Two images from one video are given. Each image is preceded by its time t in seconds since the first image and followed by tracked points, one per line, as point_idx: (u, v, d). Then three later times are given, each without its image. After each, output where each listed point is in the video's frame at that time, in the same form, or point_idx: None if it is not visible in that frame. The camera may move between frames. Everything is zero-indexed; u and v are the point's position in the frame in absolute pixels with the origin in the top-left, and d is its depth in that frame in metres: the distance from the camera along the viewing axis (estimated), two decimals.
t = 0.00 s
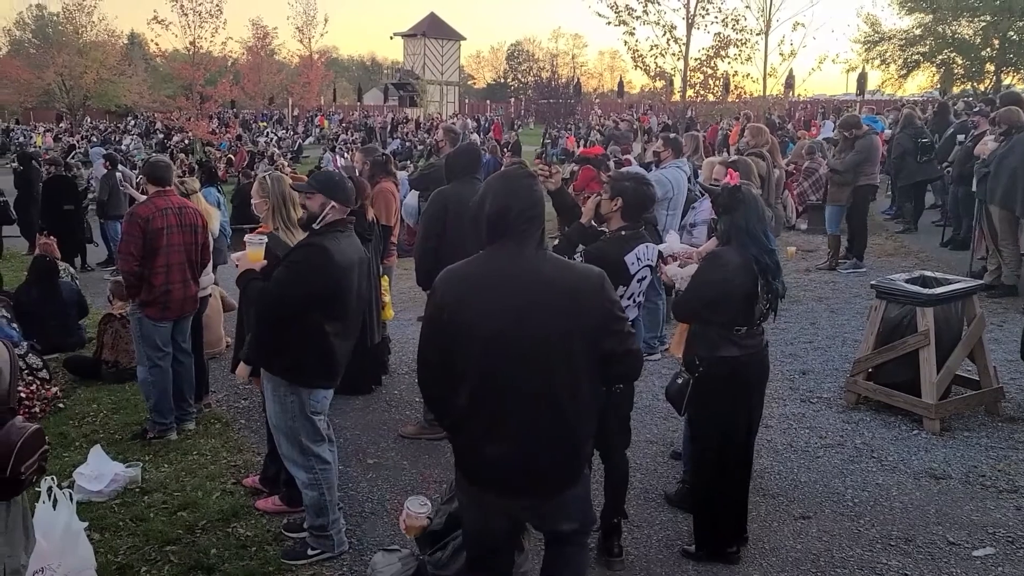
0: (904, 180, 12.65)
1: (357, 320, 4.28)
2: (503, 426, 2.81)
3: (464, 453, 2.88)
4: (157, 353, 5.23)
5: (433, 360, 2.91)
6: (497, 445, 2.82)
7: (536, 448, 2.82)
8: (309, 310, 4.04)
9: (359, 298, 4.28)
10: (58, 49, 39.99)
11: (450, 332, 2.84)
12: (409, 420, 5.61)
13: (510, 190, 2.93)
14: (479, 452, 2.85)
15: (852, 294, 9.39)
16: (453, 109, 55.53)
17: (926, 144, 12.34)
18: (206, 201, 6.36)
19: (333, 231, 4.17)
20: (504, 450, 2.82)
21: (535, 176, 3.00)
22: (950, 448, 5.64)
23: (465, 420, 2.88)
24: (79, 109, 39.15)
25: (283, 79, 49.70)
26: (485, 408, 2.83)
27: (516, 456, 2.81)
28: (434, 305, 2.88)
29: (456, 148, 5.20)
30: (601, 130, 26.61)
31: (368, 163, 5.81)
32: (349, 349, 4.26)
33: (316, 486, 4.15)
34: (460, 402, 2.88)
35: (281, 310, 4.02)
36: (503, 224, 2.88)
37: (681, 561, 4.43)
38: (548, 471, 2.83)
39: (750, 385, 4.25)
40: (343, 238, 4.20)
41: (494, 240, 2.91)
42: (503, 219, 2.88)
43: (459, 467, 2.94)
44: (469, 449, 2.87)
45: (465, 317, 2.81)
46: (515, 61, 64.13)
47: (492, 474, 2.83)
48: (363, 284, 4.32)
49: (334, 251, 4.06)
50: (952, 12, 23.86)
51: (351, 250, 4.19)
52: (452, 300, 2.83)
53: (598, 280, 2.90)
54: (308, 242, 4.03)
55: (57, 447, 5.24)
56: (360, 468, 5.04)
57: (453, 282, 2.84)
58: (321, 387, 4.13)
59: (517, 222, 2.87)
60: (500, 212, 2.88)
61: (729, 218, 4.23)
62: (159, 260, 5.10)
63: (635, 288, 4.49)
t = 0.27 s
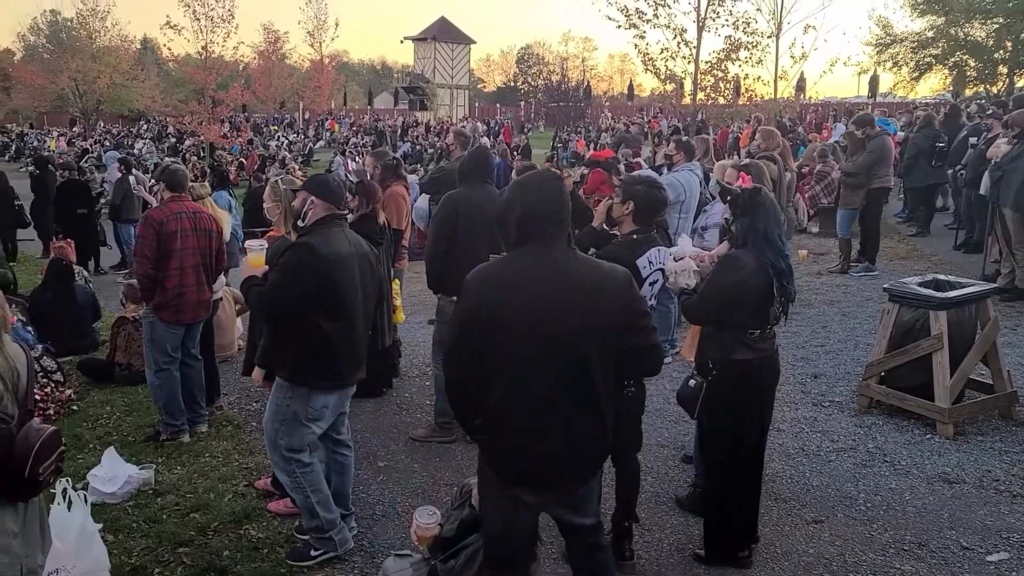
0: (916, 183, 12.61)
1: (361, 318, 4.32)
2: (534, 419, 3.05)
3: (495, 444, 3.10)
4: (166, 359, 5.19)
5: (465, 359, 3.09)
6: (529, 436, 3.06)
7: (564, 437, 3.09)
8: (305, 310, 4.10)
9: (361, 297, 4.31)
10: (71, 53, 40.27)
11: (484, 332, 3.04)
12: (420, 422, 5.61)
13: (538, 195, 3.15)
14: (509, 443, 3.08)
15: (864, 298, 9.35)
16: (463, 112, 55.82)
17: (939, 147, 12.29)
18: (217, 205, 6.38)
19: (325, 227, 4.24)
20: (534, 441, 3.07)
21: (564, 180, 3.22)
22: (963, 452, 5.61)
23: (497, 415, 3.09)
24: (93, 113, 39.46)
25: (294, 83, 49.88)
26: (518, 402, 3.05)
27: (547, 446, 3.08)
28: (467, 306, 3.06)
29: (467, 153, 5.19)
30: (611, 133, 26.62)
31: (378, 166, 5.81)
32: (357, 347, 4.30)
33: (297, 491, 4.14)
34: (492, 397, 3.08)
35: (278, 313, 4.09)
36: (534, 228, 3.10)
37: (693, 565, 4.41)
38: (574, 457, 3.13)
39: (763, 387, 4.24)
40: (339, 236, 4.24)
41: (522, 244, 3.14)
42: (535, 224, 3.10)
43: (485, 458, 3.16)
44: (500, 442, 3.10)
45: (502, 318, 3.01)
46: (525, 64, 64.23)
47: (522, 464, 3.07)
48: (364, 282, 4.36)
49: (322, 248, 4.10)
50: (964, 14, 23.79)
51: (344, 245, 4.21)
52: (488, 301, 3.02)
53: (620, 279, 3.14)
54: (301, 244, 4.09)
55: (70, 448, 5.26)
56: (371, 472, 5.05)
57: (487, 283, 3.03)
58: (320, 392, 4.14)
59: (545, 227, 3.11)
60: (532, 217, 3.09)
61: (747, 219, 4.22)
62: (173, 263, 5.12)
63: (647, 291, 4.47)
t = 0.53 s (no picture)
0: (950, 185, 12.42)
1: (389, 321, 4.41)
2: (622, 419, 3.07)
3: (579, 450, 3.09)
4: (193, 363, 5.25)
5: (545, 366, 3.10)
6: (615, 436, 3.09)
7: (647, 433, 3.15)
8: (325, 314, 4.20)
9: (386, 301, 4.39)
10: (106, 60, 41.02)
11: (571, 333, 3.06)
12: (449, 425, 5.62)
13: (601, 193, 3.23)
14: (595, 447, 3.09)
15: (897, 302, 9.22)
16: (490, 116, 55.95)
17: (974, 149, 12.11)
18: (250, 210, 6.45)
19: (344, 232, 4.33)
20: (614, 444, 3.10)
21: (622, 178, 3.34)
22: (1001, 458, 5.51)
23: (580, 418, 3.10)
24: (127, 118, 40.16)
25: (322, 88, 50.40)
26: (604, 401, 3.08)
27: (632, 444, 3.12)
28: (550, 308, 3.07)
29: (494, 155, 5.17)
30: (639, 136, 26.55)
31: (408, 170, 5.83)
32: (386, 351, 4.38)
33: (325, 498, 4.28)
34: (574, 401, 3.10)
35: (301, 317, 4.21)
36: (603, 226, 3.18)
37: (723, 571, 4.38)
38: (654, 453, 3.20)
39: (797, 390, 4.20)
40: (360, 241, 4.33)
41: (586, 247, 3.20)
42: (606, 220, 3.18)
43: (557, 468, 3.12)
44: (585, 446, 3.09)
45: (590, 315, 3.05)
46: (551, 67, 64.28)
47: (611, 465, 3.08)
48: (388, 286, 4.43)
49: (335, 252, 4.20)
50: (1000, 14, 23.44)
51: (364, 249, 4.30)
52: (573, 300, 3.06)
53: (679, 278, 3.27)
54: (318, 250, 4.20)
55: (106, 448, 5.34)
56: (400, 474, 5.07)
57: (567, 281, 3.07)
58: (348, 397, 4.22)
59: (612, 224, 3.21)
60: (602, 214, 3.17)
61: (786, 223, 4.17)
62: (205, 268, 5.18)
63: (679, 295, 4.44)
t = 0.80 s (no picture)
0: (1002, 187, 12.12)
1: (427, 325, 4.47)
2: (688, 419, 3.25)
3: (661, 442, 3.23)
4: (237, 363, 5.30)
5: (639, 362, 3.18)
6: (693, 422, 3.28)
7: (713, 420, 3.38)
8: (358, 324, 4.25)
9: (422, 308, 4.42)
10: (152, 66, 41.98)
11: (672, 327, 3.17)
12: (489, 427, 5.62)
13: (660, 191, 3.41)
14: (675, 436, 3.24)
15: (946, 306, 9.02)
16: (528, 119, 56.04)
17: None
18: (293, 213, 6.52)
19: (376, 243, 4.33)
20: (684, 441, 3.26)
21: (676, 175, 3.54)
22: None
23: (664, 408, 3.22)
24: (172, 123, 41.05)
25: (361, 92, 50.94)
26: (689, 391, 3.24)
27: (694, 434, 3.30)
28: (655, 303, 3.15)
29: (535, 158, 5.15)
30: (679, 138, 26.38)
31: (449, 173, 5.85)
32: (422, 355, 4.44)
33: (369, 502, 4.37)
34: (662, 396, 3.21)
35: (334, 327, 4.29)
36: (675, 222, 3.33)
37: None
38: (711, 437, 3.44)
39: (836, 391, 4.14)
40: (394, 251, 4.34)
41: (655, 249, 3.30)
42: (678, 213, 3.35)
43: (634, 463, 3.26)
44: (668, 437, 3.23)
45: (689, 307, 3.19)
46: (588, 70, 64.19)
47: (676, 456, 3.24)
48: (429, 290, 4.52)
49: (366, 267, 4.22)
50: None
51: (395, 260, 4.29)
52: (674, 292, 3.17)
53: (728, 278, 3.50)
54: (348, 263, 4.23)
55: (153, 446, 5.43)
56: (441, 475, 5.08)
57: (660, 276, 3.19)
58: (383, 402, 4.28)
59: (674, 222, 3.36)
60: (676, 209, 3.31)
61: (841, 227, 4.09)
62: (248, 270, 5.24)
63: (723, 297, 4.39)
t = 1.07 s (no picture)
0: None
1: (467, 326, 4.50)
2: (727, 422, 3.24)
3: (706, 446, 3.21)
4: (279, 364, 5.36)
5: (687, 366, 3.14)
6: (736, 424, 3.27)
7: (753, 420, 3.39)
8: (395, 328, 4.28)
9: (461, 309, 4.43)
10: (198, 71, 42.92)
11: (718, 328, 3.14)
12: (529, 430, 5.62)
13: (688, 194, 3.42)
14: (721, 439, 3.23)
15: (996, 312, 8.82)
16: (566, 121, 56.14)
17: None
18: (335, 215, 6.58)
19: (416, 247, 4.35)
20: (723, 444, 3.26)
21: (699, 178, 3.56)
22: None
23: (707, 411, 3.20)
24: (217, 127, 41.93)
25: (401, 96, 51.37)
26: (731, 393, 3.23)
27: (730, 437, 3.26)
28: (700, 305, 3.13)
29: (575, 160, 5.15)
30: (721, 140, 26.19)
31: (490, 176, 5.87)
32: (461, 356, 4.46)
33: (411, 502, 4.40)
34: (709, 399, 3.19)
35: (373, 329, 4.32)
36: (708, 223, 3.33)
37: None
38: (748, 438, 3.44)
39: (878, 393, 4.06)
40: (433, 254, 4.35)
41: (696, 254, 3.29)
42: (710, 215, 3.36)
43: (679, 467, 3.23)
44: (714, 440, 3.21)
45: (733, 308, 3.18)
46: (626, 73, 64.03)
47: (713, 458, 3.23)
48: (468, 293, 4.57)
49: (404, 270, 4.25)
50: None
51: (433, 263, 4.31)
52: (720, 294, 3.16)
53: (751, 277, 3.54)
54: (387, 267, 4.25)
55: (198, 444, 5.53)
56: (481, 478, 5.08)
57: (702, 277, 3.18)
58: (421, 403, 4.31)
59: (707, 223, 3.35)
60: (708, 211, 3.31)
61: (886, 230, 4.05)
62: (289, 272, 5.24)
63: (765, 300, 4.35)
